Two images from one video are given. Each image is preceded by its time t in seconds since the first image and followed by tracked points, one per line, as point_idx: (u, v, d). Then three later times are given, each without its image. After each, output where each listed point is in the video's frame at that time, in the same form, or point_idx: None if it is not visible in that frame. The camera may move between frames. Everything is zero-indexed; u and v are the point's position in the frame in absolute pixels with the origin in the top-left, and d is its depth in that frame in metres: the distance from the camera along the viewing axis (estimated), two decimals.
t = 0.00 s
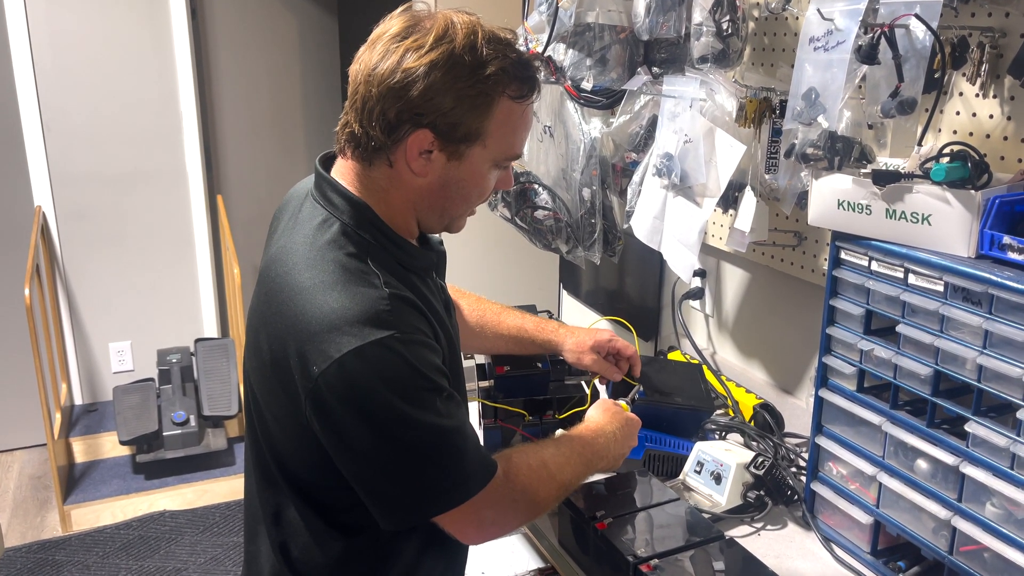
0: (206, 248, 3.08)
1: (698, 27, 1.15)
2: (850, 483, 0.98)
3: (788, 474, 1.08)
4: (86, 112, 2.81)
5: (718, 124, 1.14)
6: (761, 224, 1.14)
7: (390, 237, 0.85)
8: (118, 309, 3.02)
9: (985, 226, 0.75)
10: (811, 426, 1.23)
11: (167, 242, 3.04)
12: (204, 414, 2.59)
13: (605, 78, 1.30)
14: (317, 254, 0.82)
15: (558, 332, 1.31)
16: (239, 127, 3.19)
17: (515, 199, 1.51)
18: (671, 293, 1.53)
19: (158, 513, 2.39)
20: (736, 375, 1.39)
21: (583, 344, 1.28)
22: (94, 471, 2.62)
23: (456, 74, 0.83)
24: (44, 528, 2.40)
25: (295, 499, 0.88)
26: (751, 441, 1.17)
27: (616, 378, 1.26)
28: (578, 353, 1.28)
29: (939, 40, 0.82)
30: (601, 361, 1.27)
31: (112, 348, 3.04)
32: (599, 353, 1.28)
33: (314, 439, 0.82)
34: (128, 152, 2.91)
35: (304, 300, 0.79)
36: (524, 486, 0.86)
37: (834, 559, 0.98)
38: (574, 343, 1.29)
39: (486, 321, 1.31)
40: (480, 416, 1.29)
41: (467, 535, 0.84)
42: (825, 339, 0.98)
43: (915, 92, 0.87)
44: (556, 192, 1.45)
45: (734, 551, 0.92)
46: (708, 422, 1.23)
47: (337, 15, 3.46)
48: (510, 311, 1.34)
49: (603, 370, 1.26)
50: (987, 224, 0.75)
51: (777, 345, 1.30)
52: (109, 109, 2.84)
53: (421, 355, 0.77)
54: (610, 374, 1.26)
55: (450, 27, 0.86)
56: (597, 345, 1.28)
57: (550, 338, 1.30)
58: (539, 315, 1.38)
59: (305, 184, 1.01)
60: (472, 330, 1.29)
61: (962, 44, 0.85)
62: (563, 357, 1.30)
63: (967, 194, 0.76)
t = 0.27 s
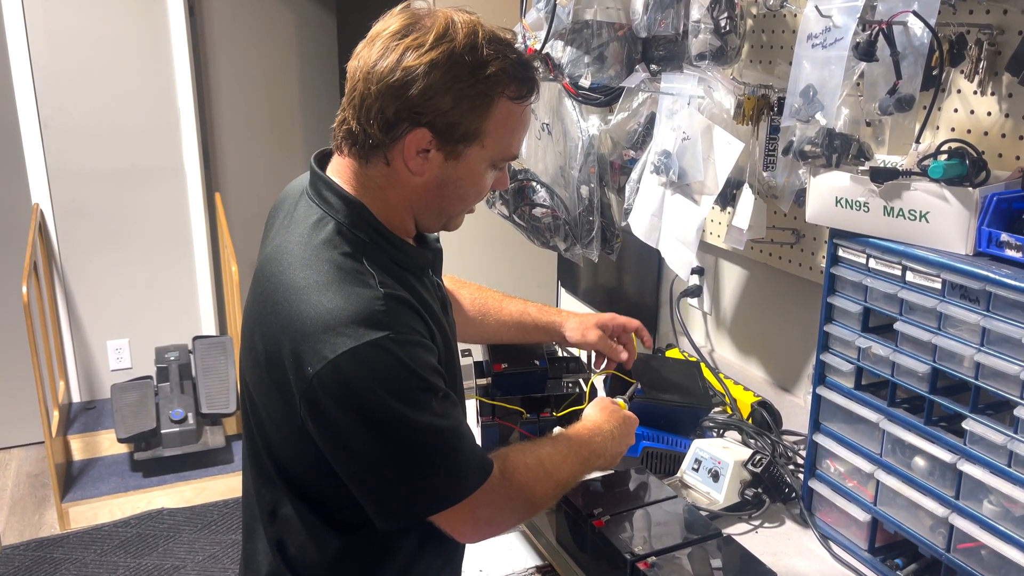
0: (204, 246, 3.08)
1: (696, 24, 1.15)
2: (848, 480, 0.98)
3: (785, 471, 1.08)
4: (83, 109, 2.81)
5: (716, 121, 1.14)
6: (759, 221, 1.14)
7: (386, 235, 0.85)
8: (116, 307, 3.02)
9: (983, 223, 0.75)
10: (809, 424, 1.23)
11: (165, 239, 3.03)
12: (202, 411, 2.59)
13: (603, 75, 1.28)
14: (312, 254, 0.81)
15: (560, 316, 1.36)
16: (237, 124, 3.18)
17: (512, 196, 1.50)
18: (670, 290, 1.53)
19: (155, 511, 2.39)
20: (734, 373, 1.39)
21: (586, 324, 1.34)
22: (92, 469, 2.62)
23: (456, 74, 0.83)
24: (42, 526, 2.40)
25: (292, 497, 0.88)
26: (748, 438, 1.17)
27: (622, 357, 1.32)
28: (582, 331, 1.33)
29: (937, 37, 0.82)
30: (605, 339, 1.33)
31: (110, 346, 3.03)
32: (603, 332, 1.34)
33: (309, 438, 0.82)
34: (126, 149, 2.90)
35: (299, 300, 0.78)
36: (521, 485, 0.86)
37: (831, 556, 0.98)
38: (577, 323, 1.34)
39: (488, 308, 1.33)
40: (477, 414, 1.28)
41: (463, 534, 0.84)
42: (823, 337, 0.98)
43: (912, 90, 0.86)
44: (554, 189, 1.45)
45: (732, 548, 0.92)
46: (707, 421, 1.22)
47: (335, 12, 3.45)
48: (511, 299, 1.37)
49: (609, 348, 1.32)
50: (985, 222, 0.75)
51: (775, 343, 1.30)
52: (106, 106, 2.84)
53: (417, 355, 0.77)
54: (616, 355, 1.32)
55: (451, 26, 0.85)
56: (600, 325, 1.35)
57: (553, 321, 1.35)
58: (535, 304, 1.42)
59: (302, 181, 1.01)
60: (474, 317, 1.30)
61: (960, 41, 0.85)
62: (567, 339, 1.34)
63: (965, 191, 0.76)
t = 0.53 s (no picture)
0: (202, 244, 3.07)
1: (694, 22, 1.15)
2: (845, 478, 0.98)
3: (783, 470, 1.07)
4: (81, 107, 2.80)
5: (713, 119, 1.14)
6: (757, 219, 1.15)
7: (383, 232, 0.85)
8: (114, 305, 3.02)
9: (980, 222, 0.75)
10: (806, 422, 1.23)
11: (163, 237, 3.03)
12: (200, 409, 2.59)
13: (601, 73, 1.28)
14: (310, 252, 0.81)
15: (554, 317, 1.33)
16: (235, 122, 3.18)
17: (511, 194, 1.50)
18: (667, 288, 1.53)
19: (154, 509, 2.39)
20: (732, 372, 1.39)
21: (580, 326, 1.30)
22: (90, 467, 2.62)
23: (453, 71, 0.83)
24: (41, 524, 2.40)
25: (289, 495, 0.88)
26: (746, 436, 1.16)
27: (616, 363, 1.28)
28: (575, 334, 1.30)
29: (935, 35, 0.82)
30: (598, 342, 1.29)
31: (108, 344, 3.03)
32: (595, 335, 1.30)
33: (307, 436, 0.82)
34: (124, 147, 2.90)
35: (297, 298, 0.78)
36: (518, 483, 0.86)
37: (829, 554, 0.98)
38: (569, 325, 1.31)
39: (481, 307, 1.30)
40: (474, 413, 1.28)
41: (460, 533, 0.84)
42: (820, 335, 0.98)
43: (910, 87, 0.86)
44: (552, 187, 1.45)
45: (729, 546, 0.92)
46: (703, 418, 1.20)
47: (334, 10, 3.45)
48: (505, 299, 1.35)
49: (602, 352, 1.28)
50: (982, 220, 0.75)
51: (773, 341, 1.30)
52: (104, 104, 2.83)
53: (414, 353, 0.77)
54: (608, 357, 1.27)
55: (449, 24, 0.85)
56: (593, 327, 1.31)
57: (546, 322, 1.32)
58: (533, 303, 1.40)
59: (299, 179, 1.01)
60: (466, 318, 1.28)
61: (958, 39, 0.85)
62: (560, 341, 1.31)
63: (962, 189, 0.76)
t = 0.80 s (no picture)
0: (201, 242, 3.07)
1: (692, 20, 1.15)
2: (842, 476, 0.98)
3: (780, 467, 1.08)
4: (80, 105, 2.80)
5: (712, 117, 1.14)
6: (755, 217, 1.15)
7: (381, 228, 0.85)
8: (113, 303, 3.01)
9: (977, 220, 0.75)
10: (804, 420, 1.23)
11: (162, 235, 3.03)
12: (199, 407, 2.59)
13: (600, 72, 1.29)
14: (307, 247, 0.81)
15: (554, 325, 1.31)
16: (234, 120, 3.18)
17: (509, 193, 1.50)
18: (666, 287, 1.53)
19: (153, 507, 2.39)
20: (729, 370, 1.39)
21: (579, 337, 1.28)
22: (89, 465, 2.62)
23: (448, 67, 0.83)
24: (39, 522, 2.40)
25: (287, 492, 0.88)
26: (744, 434, 1.17)
27: (612, 374, 1.26)
28: (574, 344, 1.28)
29: (932, 33, 0.82)
30: (597, 354, 1.27)
31: (107, 342, 3.03)
32: (595, 346, 1.28)
33: (304, 432, 0.82)
34: (122, 145, 2.89)
35: (294, 294, 0.78)
36: (516, 480, 0.86)
37: (826, 552, 0.98)
38: (569, 334, 1.29)
39: (481, 313, 1.30)
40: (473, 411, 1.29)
41: (459, 529, 0.84)
42: (817, 333, 0.98)
43: (908, 86, 0.86)
44: (550, 185, 1.45)
45: (727, 544, 0.92)
46: (702, 416, 1.19)
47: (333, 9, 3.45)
48: (505, 305, 1.34)
49: (600, 364, 1.26)
50: (979, 218, 0.75)
51: (771, 339, 1.30)
52: (103, 102, 2.83)
53: (412, 348, 0.77)
54: (606, 369, 1.26)
55: (443, 20, 0.85)
56: (593, 338, 1.29)
57: (546, 330, 1.30)
58: (535, 311, 1.38)
59: (297, 176, 1.01)
60: (465, 324, 1.27)
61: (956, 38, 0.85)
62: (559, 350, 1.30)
63: (960, 187, 0.76)
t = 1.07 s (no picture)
0: (201, 241, 3.07)
1: (692, 18, 1.16)
2: (842, 473, 0.98)
3: (780, 465, 1.08)
4: (79, 104, 2.80)
5: (711, 115, 1.14)
6: (755, 216, 1.15)
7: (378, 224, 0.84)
8: (113, 302, 3.02)
9: (977, 217, 0.75)
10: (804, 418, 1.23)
11: (161, 233, 3.03)
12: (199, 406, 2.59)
13: (600, 69, 1.28)
14: (307, 243, 0.81)
15: (554, 322, 1.31)
16: (234, 119, 3.17)
17: (509, 190, 1.50)
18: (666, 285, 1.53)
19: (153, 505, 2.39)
20: (729, 367, 1.39)
21: (579, 334, 1.28)
22: (89, 463, 2.62)
23: (438, 60, 0.82)
24: (39, 520, 2.40)
25: (286, 489, 0.88)
26: (743, 432, 1.17)
27: (612, 372, 1.26)
28: (574, 342, 1.28)
29: (932, 31, 0.82)
30: (597, 352, 1.27)
31: (107, 340, 3.03)
32: (595, 344, 1.28)
33: (304, 428, 0.82)
34: (122, 143, 2.89)
35: (294, 289, 0.78)
36: (515, 476, 0.86)
37: (826, 550, 0.99)
38: (569, 331, 1.29)
39: (480, 311, 1.30)
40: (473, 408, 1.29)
41: (458, 526, 0.84)
42: (817, 331, 0.98)
43: (907, 84, 0.86)
44: (550, 183, 1.45)
45: (727, 542, 0.92)
46: (702, 414, 1.20)
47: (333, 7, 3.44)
48: (505, 302, 1.34)
49: (599, 362, 1.26)
50: (979, 216, 0.75)
51: (771, 337, 1.30)
52: (103, 101, 2.83)
53: (411, 344, 0.77)
54: (605, 367, 1.26)
55: (436, 14, 0.85)
56: (593, 336, 1.28)
57: (546, 327, 1.30)
58: (535, 308, 1.38)
59: (297, 173, 1.01)
60: (465, 322, 1.27)
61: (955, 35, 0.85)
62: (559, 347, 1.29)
63: (960, 184, 0.76)
